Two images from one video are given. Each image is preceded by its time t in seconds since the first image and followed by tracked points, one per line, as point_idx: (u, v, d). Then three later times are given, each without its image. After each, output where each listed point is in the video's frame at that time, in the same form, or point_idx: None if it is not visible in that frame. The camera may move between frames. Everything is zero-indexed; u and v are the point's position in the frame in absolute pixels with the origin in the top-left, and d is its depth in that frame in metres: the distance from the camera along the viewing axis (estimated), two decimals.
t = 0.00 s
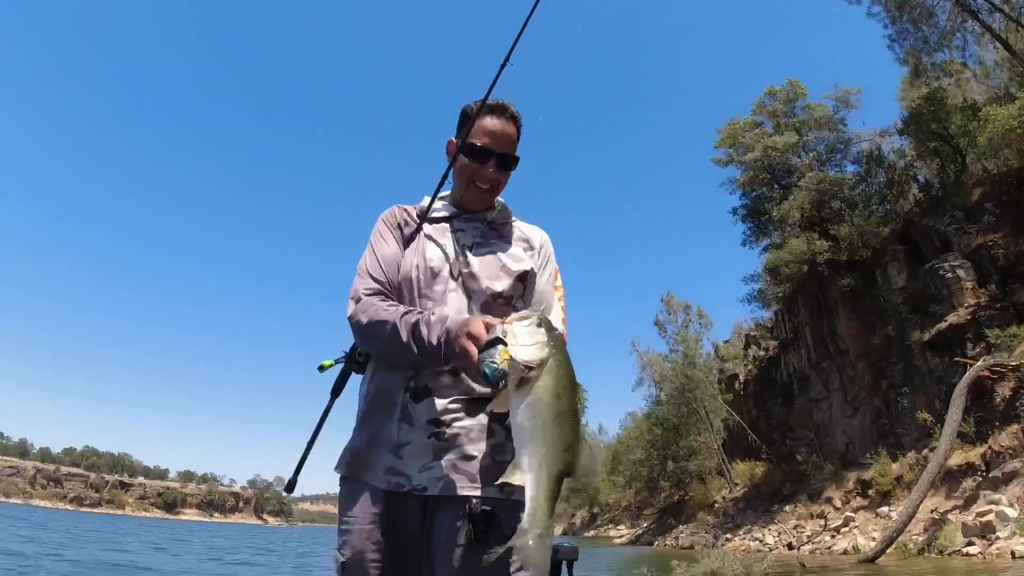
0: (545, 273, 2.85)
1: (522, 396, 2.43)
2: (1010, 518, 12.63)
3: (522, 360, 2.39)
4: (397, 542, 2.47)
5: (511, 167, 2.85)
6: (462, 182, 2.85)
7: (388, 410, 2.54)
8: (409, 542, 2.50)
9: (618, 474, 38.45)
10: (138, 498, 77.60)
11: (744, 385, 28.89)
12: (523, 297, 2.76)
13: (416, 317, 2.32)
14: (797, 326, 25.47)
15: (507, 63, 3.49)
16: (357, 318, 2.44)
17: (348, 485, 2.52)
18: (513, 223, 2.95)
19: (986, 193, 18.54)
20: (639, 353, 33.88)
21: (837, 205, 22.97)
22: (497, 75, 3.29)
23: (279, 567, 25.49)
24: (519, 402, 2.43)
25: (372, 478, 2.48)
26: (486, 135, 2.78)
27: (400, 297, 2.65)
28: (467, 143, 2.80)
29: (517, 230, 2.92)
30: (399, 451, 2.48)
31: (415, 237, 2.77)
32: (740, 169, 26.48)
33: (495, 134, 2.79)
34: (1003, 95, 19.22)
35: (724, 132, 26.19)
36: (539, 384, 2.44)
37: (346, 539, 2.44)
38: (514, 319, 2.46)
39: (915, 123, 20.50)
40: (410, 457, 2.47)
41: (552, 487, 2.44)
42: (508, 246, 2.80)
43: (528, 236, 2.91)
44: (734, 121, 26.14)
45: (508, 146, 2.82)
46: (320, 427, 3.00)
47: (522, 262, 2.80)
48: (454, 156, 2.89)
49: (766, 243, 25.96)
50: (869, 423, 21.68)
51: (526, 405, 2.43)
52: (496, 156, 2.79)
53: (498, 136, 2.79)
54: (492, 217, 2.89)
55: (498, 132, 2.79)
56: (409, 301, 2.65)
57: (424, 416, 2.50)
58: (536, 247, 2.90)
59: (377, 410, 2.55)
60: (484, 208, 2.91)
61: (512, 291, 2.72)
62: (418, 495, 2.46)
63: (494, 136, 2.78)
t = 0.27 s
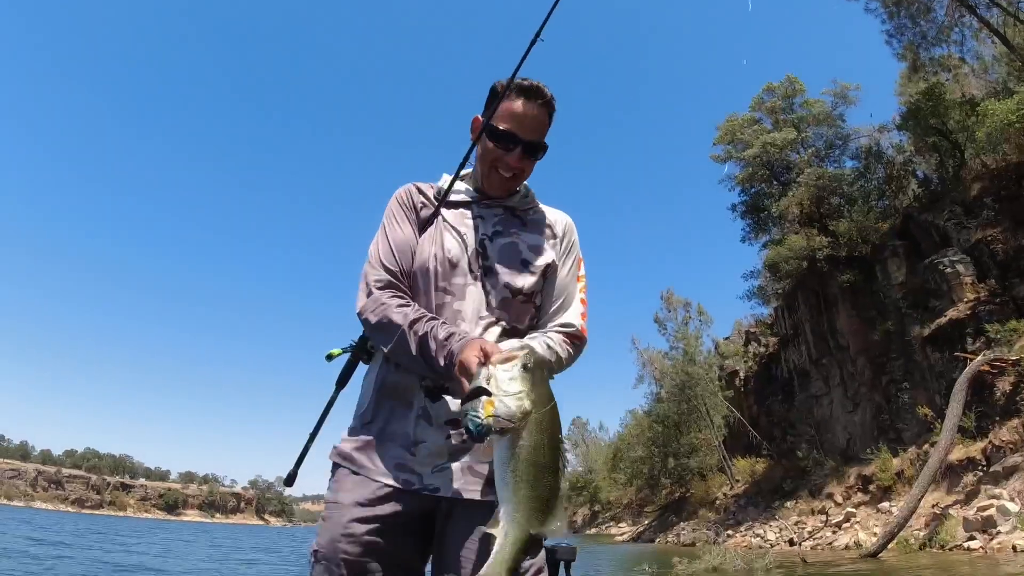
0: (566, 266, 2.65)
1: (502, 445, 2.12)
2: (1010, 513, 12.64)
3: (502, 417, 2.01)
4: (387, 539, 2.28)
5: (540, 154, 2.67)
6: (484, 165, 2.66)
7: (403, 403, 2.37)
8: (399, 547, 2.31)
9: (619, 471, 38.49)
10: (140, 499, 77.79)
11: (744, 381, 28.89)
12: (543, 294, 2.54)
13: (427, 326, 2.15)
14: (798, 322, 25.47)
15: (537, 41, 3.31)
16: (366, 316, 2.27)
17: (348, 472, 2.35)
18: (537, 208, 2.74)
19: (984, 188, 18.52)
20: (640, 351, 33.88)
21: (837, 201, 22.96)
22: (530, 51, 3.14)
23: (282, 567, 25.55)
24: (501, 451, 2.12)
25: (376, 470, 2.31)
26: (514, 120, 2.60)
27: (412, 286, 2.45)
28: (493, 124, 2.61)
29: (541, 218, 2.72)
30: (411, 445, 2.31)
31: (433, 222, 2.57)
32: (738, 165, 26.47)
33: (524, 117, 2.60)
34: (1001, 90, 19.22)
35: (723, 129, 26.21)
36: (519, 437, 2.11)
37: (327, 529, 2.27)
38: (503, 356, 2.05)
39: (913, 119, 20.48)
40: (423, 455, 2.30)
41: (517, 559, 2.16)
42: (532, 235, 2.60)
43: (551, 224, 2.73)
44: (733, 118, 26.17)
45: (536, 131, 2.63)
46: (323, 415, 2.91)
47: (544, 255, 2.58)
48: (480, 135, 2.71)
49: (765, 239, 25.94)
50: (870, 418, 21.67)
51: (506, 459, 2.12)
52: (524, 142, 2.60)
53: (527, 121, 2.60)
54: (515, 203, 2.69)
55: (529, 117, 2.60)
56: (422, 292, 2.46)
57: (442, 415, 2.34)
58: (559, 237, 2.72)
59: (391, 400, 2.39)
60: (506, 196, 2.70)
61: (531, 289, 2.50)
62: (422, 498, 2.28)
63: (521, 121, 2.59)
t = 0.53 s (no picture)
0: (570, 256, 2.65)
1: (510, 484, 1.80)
2: (1012, 507, 12.65)
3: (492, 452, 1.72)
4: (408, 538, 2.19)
5: (547, 141, 2.58)
6: (488, 151, 2.55)
7: (412, 397, 2.29)
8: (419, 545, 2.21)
9: (620, 469, 38.49)
10: (141, 501, 77.82)
11: (744, 378, 28.90)
12: (548, 286, 2.54)
13: (424, 332, 2.03)
14: (797, 318, 25.49)
15: None
16: (363, 315, 2.17)
17: (354, 465, 2.26)
18: (540, 194, 2.71)
19: (982, 183, 18.47)
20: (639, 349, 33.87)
21: (835, 197, 22.95)
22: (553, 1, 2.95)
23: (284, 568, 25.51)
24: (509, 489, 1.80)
25: (385, 466, 2.23)
26: (524, 107, 2.49)
27: (411, 278, 2.36)
28: (499, 111, 2.50)
29: (544, 205, 2.69)
30: (419, 441, 2.23)
31: (433, 213, 2.47)
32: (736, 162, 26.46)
33: (530, 101, 2.47)
34: (998, 84, 19.24)
35: (721, 126, 26.22)
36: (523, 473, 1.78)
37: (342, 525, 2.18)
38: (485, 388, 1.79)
39: (910, 114, 20.47)
40: (433, 451, 2.23)
41: None
42: (536, 228, 2.57)
43: (556, 211, 2.70)
44: (730, 115, 26.18)
45: (543, 115, 2.51)
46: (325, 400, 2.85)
47: (548, 247, 2.57)
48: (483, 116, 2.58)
49: (764, 236, 25.93)
50: (870, 414, 21.67)
51: (515, 501, 1.81)
52: (529, 128, 2.49)
53: (534, 105, 2.48)
54: (518, 189, 2.64)
55: (536, 101, 2.48)
56: (421, 285, 2.38)
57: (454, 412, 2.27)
58: (563, 225, 2.69)
59: (398, 394, 2.31)
60: (509, 183, 2.63)
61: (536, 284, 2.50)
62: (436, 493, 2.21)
63: (530, 109, 2.48)
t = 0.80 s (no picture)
0: (571, 244, 2.65)
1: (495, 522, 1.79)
2: (1015, 504, 12.64)
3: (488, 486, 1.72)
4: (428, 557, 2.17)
5: (541, 128, 2.52)
6: (478, 140, 2.51)
7: (412, 412, 2.22)
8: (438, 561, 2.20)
9: (622, 469, 38.48)
10: (143, 505, 77.58)
11: (745, 377, 28.91)
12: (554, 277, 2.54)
13: (421, 349, 1.99)
14: (798, 317, 25.51)
15: None
16: (352, 328, 2.14)
17: (362, 493, 2.21)
18: (532, 182, 2.69)
19: (983, 180, 18.48)
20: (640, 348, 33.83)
21: (835, 195, 22.93)
22: None
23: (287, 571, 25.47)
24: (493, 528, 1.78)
25: (395, 489, 2.18)
26: (514, 90, 2.44)
27: (402, 280, 2.32)
28: (488, 96, 2.43)
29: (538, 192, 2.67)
30: (429, 456, 2.18)
31: (423, 210, 2.42)
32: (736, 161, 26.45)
33: (522, 88, 2.43)
34: (997, 80, 19.25)
35: (720, 125, 26.22)
36: (516, 513, 1.78)
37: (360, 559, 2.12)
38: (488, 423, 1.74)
39: (910, 111, 20.43)
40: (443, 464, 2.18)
41: None
42: (534, 217, 2.55)
43: (552, 199, 2.69)
44: (730, 114, 26.18)
45: (535, 101, 2.47)
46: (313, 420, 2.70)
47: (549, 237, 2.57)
48: (471, 103, 2.52)
49: (764, 234, 25.91)
50: (871, 412, 21.67)
51: (497, 542, 1.79)
52: (523, 116, 2.44)
53: (527, 90, 2.43)
54: (513, 178, 2.61)
55: (528, 87, 2.43)
56: (414, 287, 2.34)
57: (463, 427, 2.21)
58: (562, 213, 2.69)
59: (398, 408, 2.25)
60: (504, 174, 2.59)
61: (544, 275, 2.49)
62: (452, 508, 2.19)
63: (522, 94, 2.44)
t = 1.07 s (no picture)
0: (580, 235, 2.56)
1: (472, 535, 1.78)
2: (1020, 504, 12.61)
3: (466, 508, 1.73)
4: (431, 563, 2.11)
5: (541, 111, 2.49)
6: (476, 128, 2.49)
7: (408, 414, 2.16)
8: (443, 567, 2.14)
9: (626, 470, 38.45)
10: (147, 507, 77.69)
11: (749, 377, 28.88)
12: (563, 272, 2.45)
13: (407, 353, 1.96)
14: (801, 317, 25.48)
15: None
16: (343, 331, 2.11)
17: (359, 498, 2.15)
18: (537, 166, 2.65)
19: (985, 179, 18.45)
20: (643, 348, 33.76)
21: (838, 194, 22.88)
22: None
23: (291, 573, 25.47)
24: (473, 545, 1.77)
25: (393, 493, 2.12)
26: (509, 70, 2.39)
27: (397, 279, 2.29)
28: (483, 79, 2.39)
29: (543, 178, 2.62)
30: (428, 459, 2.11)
31: (417, 207, 2.39)
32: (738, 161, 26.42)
33: (518, 71, 2.39)
34: (1000, 79, 19.22)
35: (722, 125, 26.18)
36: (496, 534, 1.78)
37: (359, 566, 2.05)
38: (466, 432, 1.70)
39: (912, 111, 20.40)
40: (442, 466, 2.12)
41: None
42: (538, 206, 2.49)
43: (559, 185, 2.64)
44: (732, 114, 26.13)
45: (534, 85, 2.43)
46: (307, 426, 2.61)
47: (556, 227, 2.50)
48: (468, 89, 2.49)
49: (767, 234, 25.88)
50: (875, 412, 21.63)
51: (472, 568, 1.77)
52: (519, 101, 2.41)
53: (524, 73, 2.39)
54: (515, 166, 2.58)
55: (526, 70, 2.39)
56: (409, 285, 2.30)
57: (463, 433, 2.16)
58: (570, 201, 2.62)
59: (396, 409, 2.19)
60: (504, 161, 2.57)
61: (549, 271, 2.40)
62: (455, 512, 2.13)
63: (518, 76, 2.38)
